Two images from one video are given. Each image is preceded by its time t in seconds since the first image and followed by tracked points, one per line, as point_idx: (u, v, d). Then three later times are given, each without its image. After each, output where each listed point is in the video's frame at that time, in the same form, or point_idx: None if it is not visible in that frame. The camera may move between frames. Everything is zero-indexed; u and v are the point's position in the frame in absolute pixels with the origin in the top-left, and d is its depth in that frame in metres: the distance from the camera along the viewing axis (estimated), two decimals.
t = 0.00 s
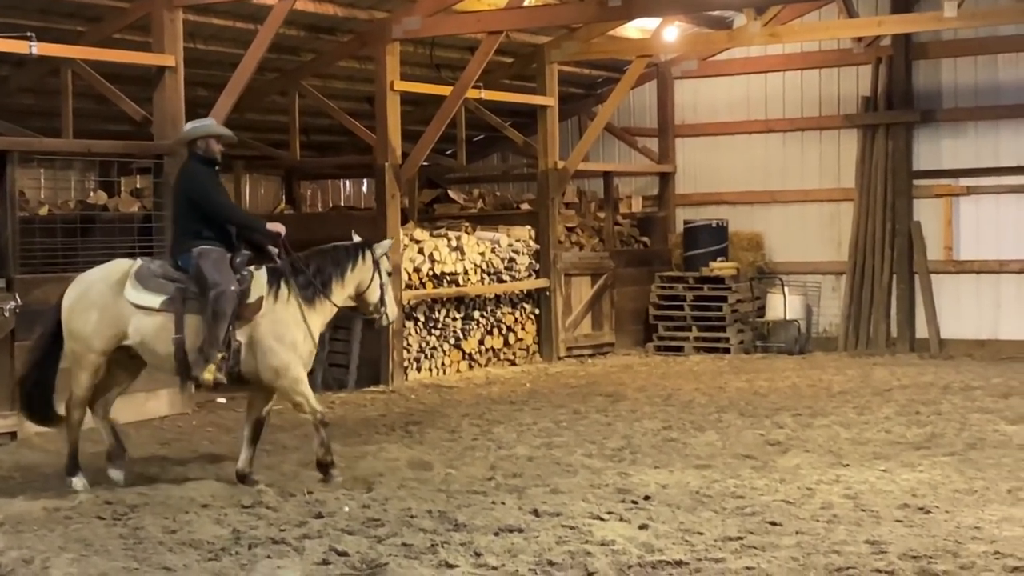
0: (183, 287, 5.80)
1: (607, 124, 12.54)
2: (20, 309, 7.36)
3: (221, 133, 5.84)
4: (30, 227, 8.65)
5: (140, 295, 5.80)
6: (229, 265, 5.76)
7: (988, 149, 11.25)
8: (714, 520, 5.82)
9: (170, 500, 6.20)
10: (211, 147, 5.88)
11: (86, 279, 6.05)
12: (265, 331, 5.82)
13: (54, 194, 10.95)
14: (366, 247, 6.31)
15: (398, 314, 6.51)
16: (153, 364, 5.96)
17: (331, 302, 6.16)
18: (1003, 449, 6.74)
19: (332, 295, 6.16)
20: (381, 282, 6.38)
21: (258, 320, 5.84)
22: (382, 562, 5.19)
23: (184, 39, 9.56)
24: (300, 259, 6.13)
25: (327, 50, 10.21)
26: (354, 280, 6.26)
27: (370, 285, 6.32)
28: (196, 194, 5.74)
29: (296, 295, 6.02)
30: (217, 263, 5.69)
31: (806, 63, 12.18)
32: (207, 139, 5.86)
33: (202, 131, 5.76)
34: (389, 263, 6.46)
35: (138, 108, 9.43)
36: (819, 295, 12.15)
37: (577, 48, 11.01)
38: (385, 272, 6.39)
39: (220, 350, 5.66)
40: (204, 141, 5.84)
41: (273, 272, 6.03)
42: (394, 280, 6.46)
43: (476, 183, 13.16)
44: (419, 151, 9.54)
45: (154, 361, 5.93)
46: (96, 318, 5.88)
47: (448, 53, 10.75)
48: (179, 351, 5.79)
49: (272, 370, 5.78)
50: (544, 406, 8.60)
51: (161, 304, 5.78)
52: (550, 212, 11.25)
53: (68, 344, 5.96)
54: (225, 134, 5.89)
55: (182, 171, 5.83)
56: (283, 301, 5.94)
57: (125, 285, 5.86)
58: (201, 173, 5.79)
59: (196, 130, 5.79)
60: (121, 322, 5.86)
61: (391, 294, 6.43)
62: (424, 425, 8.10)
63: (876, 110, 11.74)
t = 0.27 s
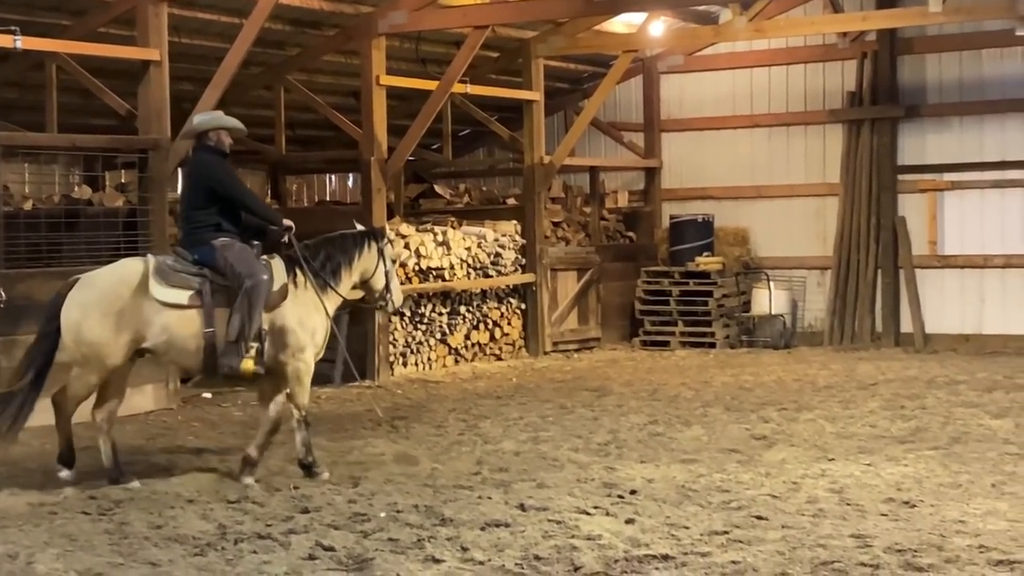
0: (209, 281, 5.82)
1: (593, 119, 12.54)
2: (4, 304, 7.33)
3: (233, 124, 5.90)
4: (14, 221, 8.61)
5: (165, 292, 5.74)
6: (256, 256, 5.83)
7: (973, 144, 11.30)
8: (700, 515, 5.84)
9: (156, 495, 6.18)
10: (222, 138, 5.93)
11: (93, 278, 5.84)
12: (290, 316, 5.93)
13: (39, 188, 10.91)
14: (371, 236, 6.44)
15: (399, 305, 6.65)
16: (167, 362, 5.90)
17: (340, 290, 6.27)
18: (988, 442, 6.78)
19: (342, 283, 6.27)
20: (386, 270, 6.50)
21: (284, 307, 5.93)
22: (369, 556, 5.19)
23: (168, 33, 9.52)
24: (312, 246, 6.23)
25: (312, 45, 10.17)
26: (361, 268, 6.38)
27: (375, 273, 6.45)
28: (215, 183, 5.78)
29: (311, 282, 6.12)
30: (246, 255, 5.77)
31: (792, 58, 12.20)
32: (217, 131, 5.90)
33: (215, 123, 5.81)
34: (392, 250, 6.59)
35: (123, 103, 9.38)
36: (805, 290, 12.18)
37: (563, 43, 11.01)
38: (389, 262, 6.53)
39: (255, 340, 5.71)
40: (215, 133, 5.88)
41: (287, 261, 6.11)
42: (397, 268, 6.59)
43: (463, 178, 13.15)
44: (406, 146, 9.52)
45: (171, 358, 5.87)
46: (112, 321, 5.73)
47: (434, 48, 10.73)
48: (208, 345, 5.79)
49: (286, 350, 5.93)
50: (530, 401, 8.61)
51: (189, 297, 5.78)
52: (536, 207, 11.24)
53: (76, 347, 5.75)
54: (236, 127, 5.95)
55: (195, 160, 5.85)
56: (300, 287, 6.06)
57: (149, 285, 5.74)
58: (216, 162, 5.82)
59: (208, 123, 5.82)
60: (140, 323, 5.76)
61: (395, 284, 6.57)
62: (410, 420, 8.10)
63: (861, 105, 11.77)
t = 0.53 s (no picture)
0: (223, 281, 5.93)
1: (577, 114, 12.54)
2: None
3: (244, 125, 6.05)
4: None
5: (181, 292, 5.77)
6: (269, 255, 5.94)
7: (956, 140, 11.35)
8: (684, 509, 5.85)
9: (140, 490, 6.16)
10: (231, 138, 6.06)
11: (105, 272, 5.66)
12: (298, 314, 6.04)
13: (21, 183, 10.84)
14: (368, 232, 6.57)
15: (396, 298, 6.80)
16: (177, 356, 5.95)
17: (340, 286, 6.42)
18: (971, 437, 6.82)
19: (342, 280, 6.42)
20: (383, 265, 6.65)
21: (295, 305, 6.05)
22: (353, 551, 5.18)
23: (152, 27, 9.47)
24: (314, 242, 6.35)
25: (296, 39, 10.13)
26: (359, 264, 6.53)
27: (374, 269, 6.60)
28: (231, 181, 5.91)
29: (314, 279, 6.25)
30: (261, 255, 5.87)
31: (776, 53, 12.22)
32: (228, 131, 6.03)
33: (229, 124, 5.93)
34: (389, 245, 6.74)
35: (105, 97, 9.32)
36: (789, 286, 12.22)
37: (548, 38, 10.99)
38: (386, 256, 6.67)
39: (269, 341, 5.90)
40: (226, 133, 6.00)
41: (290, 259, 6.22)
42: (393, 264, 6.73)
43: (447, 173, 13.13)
44: (390, 141, 9.50)
45: (182, 354, 5.94)
46: (138, 319, 5.65)
47: (418, 42, 10.71)
48: (222, 343, 5.93)
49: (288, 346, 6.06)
50: (515, 396, 8.61)
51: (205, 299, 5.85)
52: (521, 203, 11.23)
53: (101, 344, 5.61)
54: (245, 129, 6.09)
55: (207, 159, 5.94)
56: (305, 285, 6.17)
57: (166, 286, 5.72)
58: (230, 161, 5.95)
59: (221, 124, 5.94)
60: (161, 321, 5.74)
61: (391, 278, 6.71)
62: (395, 414, 8.09)
63: (845, 101, 11.81)
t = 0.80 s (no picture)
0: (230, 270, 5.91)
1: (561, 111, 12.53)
2: None
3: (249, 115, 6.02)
4: None
5: (190, 279, 5.71)
6: (271, 247, 5.99)
7: (938, 137, 11.39)
8: (668, 505, 5.86)
9: (123, 486, 6.12)
10: (236, 128, 6.03)
11: (113, 263, 5.51)
12: (295, 306, 6.05)
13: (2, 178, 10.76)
14: (364, 229, 6.57)
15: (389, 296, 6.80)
16: (184, 345, 5.87)
17: (333, 282, 6.41)
18: (953, 433, 6.84)
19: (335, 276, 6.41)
20: (377, 264, 6.63)
21: (294, 298, 6.07)
22: (336, 548, 5.16)
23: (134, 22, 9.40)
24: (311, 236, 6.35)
25: (279, 35, 10.07)
26: (353, 262, 6.52)
27: (367, 267, 6.58)
28: (236, 172, 5.87)
29: (309, 273, 6.26)
30: (265, 247, 5.93)
31: (760, 50, 12.23)
32: (233, 120, 6.01)
33: (235, 113, 5.90)
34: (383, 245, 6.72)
35: (87, 93, 9.26)
36: (772, 282, 12.24)
37: (532, 34, 10.97)
38: (380, 254, 6.66)
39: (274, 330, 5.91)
40: (230, 122, 5.98)
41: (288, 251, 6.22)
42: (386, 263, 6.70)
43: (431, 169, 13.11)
44: (374, 137, 9.46)
45: (188, 343, 5.87)
46: (157, 306, 5.53)
47: (402, 38, 10.66)
48: (228, 332, 5.89)
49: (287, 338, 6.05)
50: (499, 392, 8.60)
51: (212, 287, 5.82)
52: (505, 198, 11.20)
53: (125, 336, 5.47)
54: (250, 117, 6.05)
55: (212, 149, 5.91)
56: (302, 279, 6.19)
57: (177, 272, 5.64)
58: (235, 151, 5.92)
59: (225, 113, 5.92)
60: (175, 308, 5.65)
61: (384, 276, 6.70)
62: (379, 411, 8.06)
63: (828, 97, 11.83)
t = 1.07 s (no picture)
0: (240, 264, 6.00)
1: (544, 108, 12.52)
2: None
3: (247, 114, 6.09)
4: None
5: (206, 272, 5.79)
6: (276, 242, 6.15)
7: (920, 134, 11.44)
8: (650, 502, 5.86)
9: (105, 484, 6.08)
10: (235, 127, 6.11)
11: (123, 260, 5.61)
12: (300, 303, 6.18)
13: None
14: (353, 219, 6.61)
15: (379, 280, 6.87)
16: (199, 337, 5.95)
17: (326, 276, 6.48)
18: (935, 429, 6.86)
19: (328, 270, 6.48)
20: (364, 251, 6.69)
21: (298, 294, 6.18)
22: (319, 545, 5.14)
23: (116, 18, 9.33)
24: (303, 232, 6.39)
25: (262, 31, 10.02)
26: (343, 253, 6.58)
27: (356, 256, 6.64)
28: (238, 169, 5.96)
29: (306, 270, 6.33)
30: (271, 241, 6.09)
31: (742, 47, 12.26)
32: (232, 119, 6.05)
33: (234, 112, 5.95)
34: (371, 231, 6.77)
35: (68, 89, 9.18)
36: (755, 279, 12.27)
37: (515, 31, 10.95)
38: (369, 241, 6.71)
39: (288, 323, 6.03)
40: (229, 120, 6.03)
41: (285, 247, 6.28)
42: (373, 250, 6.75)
43: (414, 166, 13.07)
44: (357, 134, 9.42)
45: (203, 334, 5.95)
46: (170, 300, 5.64)
47: (385, 34, 10.63)
48: (242, 326, 5.98)
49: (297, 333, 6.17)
50: (482, 389, 8.59)
51: (227, 280, 5.90)
52: (487, 195, 11.17)
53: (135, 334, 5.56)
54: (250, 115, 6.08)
55: (213, 148, 5.96)
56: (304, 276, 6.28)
57: (194, 266, 5.73)
58: (235, 149, 6.00)
59: (224, 112, 5.96)
60: (190, 299, 5.75)
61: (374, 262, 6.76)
62: (362, 408, 8.03)
63: (810, 95, 11.86)
